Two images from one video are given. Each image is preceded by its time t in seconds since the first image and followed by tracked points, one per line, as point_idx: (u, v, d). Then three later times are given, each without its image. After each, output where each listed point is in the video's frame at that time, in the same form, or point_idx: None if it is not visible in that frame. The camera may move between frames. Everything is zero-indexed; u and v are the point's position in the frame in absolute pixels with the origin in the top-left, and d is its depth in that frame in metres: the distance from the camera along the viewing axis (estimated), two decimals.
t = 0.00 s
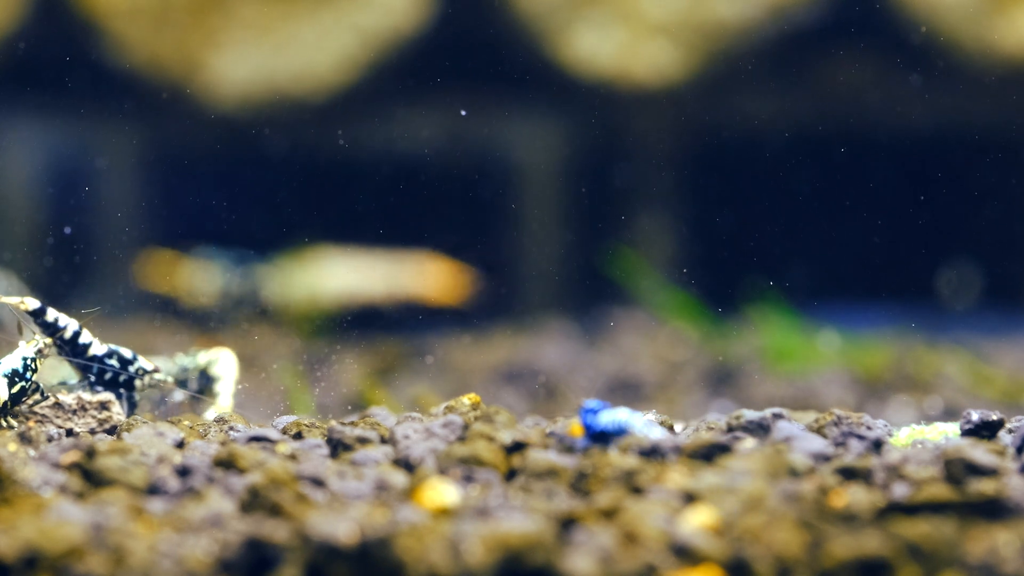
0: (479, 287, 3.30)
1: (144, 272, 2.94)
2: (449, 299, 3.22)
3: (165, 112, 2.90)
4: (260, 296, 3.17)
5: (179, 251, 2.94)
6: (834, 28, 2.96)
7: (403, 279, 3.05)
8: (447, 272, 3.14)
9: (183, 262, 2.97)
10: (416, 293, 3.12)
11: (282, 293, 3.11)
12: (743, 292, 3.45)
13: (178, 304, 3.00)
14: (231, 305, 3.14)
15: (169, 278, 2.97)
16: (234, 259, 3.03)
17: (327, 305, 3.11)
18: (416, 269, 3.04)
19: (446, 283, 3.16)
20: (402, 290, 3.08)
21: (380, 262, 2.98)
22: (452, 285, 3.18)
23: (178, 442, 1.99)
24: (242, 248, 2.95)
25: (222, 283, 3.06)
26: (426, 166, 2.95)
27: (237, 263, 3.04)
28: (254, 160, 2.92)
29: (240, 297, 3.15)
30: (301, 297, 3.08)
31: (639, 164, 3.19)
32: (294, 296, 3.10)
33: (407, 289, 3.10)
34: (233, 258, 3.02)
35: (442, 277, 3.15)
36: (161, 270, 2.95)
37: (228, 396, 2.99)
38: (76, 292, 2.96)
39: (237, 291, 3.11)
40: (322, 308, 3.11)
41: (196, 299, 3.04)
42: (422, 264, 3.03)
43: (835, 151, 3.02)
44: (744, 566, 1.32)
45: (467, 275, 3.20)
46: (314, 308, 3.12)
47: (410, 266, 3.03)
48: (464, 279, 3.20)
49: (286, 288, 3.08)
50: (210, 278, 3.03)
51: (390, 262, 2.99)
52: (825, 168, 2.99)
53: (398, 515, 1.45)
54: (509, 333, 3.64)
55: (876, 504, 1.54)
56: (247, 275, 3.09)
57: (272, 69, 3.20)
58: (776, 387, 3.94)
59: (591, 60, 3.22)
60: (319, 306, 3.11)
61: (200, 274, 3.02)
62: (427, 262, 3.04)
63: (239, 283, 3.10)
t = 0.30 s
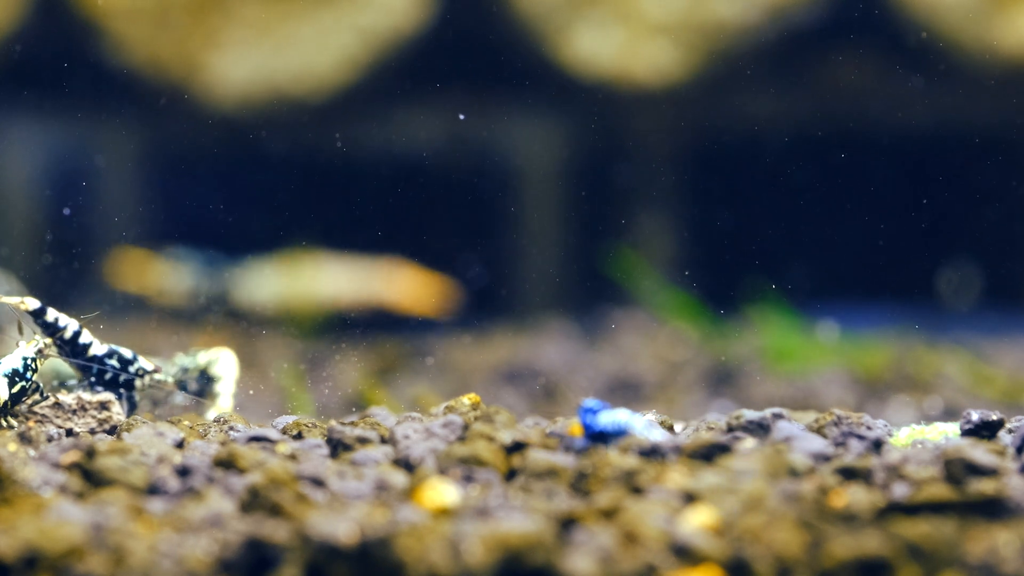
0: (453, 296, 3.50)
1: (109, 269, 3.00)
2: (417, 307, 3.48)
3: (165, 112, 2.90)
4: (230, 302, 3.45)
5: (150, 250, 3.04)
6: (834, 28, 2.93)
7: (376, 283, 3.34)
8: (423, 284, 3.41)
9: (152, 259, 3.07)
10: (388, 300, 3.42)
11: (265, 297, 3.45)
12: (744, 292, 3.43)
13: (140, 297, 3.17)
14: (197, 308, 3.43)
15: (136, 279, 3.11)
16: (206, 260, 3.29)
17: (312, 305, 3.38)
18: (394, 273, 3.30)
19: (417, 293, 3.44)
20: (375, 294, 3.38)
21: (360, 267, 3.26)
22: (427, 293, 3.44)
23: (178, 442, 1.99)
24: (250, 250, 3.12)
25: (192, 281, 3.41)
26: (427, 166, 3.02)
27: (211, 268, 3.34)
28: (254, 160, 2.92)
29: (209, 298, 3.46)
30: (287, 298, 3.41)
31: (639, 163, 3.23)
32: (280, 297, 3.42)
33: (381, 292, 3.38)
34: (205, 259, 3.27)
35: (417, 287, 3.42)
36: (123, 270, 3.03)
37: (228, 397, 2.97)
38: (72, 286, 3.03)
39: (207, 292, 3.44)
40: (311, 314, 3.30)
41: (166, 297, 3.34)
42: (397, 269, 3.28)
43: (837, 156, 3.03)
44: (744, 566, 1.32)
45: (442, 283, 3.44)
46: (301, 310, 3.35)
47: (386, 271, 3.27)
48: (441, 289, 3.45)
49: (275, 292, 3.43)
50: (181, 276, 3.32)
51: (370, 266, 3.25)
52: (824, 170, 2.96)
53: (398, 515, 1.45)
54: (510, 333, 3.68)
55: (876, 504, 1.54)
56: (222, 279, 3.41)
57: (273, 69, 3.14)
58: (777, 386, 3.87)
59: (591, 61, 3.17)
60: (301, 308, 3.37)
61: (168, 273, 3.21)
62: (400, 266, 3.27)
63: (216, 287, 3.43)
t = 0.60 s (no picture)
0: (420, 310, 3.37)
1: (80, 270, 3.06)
2: (383, 317, 3.35)
3: (166, 112, 2.89)
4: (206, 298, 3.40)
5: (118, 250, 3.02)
6: (834, 28, 2.96)
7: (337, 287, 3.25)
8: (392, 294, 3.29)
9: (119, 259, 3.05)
10: (348, 306, 3.32)
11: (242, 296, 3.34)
12: (746, 291, 3.36)
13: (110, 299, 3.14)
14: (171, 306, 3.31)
15: (105, 278, 3.08)
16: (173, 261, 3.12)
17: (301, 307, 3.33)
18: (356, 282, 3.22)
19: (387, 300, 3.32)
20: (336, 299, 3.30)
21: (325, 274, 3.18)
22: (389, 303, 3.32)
23: (178, 442, 1.99)
24: (239, 248, 3.01)
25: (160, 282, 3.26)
26: (427, 168, 3.00)
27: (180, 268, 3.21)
28: (254, 160, 2.92)
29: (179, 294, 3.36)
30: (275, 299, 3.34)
31: (640, 163, 3.20)
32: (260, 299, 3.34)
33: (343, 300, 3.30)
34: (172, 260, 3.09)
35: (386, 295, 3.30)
36: (89, 272, 3.05)
37: (228, 396, 3.04)
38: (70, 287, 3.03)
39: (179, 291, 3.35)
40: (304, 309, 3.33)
41: (133, 296, 3.25)
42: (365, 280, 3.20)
43: (839, 162, 3.05)
44: (744, 566, 1.32)
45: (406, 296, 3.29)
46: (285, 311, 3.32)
47: (349, 281, 3.21)
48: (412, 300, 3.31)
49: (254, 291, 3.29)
50: (149, 276, 3.17)
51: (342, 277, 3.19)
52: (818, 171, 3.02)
53: (398, 515, 1.45)
54: (509, 332, 3.72)
55: (876, 504, 1.54)
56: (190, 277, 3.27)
57: (272, 69, 3.14)
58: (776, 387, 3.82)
59: (591, 61, 3.20)
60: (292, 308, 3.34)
61: (135, 272, 3.13)
62: (369, 276, 3.16)
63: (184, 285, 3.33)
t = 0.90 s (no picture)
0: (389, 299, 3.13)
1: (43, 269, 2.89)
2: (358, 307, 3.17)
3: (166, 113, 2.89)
4: (171, 297, 3.06)
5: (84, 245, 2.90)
6: (834, 29, 2.97)
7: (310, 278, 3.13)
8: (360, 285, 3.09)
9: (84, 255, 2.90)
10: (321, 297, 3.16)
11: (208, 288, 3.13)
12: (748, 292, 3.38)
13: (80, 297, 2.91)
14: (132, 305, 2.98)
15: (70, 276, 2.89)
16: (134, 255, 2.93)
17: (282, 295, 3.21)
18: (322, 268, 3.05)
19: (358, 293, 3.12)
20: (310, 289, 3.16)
21: (299, 263, 3.08)
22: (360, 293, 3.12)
23: (178, 442, 1.99)
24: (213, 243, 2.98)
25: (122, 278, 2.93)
26: (427, 168, 3.02)
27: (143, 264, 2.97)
28: (254, 160, 2.91)
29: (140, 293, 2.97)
30: (253, 290, 3.20)
31: (639, 163, 3.20)
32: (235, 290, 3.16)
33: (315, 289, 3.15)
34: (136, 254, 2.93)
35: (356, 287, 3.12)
36: (56, 270, 2.87)
37: (228, 396, 3.13)
38: (67, 294, 2.88)
39: (141, 287, 2.97)
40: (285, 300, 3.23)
41: (94, 293, 2.91)
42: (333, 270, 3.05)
43: (840, 169, 3.06)
44: (744, 567, 1.32)
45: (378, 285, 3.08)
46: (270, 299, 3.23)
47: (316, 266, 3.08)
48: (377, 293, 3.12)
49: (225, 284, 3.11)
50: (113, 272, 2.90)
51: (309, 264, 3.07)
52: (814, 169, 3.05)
53: (398, 515, 1.45)
54: (509, 332, 3.64)
55: (876, 504, 1.54)
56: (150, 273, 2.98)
57: (273, 69, 3.15)
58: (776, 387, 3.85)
59: (590, 61, 3.20)
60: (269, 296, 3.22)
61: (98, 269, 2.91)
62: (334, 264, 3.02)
63: (147, 281, 2.98)
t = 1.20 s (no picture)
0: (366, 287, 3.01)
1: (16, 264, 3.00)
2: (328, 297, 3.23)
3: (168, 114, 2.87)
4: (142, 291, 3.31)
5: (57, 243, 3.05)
6: (833, 29, 2.96)
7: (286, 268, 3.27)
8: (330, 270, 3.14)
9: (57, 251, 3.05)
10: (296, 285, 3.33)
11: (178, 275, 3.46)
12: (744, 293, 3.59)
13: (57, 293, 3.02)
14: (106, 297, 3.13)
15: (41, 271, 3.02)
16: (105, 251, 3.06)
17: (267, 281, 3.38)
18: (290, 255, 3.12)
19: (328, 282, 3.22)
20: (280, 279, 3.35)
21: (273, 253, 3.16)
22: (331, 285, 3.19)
23: (178, 442, 1.99)
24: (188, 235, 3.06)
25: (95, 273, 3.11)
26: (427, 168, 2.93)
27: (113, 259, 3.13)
28: (253, 160, 2.84)
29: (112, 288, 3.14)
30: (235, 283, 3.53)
31: (639, 164, 3.28)
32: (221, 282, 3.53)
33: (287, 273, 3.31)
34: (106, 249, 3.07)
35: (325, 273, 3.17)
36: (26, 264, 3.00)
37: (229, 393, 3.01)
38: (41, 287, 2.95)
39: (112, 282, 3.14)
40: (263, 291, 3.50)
41: (71, 291, 3.05)
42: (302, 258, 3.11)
43: (840, 173, 2.89)
44: (744, 567, 1.32)
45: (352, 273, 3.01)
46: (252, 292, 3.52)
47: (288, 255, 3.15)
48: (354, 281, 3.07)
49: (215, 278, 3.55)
50: (85, 269, 3.07)
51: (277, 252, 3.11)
52: (808, 170, 2.82)
53: (398, 515, 1.45)
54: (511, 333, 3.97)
55: (876, 504, 1.54)
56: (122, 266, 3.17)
57: (273, 68, 3.17)
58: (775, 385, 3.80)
59: (591, 62, 3.27)
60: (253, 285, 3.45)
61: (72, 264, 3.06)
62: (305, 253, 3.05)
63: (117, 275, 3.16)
